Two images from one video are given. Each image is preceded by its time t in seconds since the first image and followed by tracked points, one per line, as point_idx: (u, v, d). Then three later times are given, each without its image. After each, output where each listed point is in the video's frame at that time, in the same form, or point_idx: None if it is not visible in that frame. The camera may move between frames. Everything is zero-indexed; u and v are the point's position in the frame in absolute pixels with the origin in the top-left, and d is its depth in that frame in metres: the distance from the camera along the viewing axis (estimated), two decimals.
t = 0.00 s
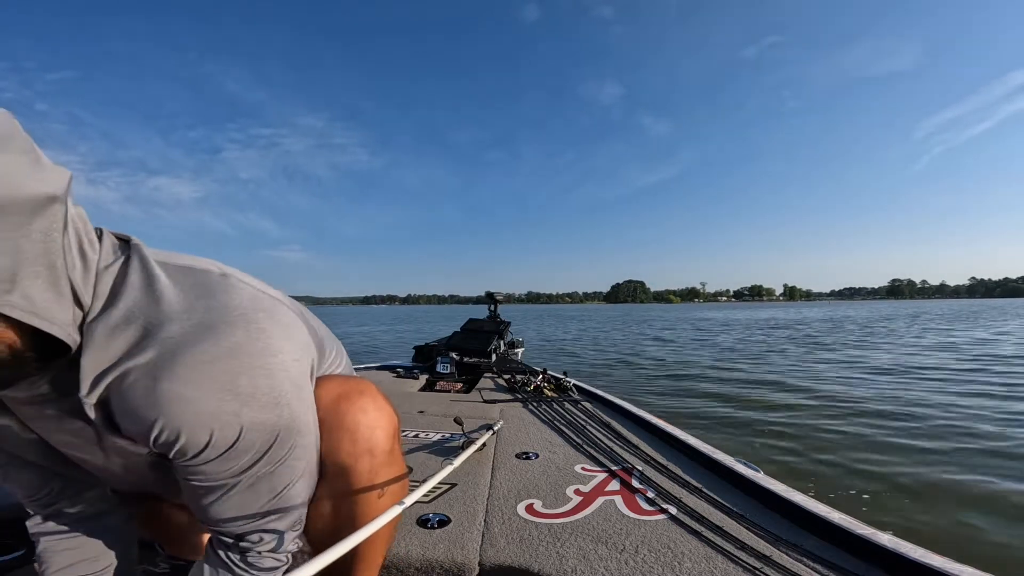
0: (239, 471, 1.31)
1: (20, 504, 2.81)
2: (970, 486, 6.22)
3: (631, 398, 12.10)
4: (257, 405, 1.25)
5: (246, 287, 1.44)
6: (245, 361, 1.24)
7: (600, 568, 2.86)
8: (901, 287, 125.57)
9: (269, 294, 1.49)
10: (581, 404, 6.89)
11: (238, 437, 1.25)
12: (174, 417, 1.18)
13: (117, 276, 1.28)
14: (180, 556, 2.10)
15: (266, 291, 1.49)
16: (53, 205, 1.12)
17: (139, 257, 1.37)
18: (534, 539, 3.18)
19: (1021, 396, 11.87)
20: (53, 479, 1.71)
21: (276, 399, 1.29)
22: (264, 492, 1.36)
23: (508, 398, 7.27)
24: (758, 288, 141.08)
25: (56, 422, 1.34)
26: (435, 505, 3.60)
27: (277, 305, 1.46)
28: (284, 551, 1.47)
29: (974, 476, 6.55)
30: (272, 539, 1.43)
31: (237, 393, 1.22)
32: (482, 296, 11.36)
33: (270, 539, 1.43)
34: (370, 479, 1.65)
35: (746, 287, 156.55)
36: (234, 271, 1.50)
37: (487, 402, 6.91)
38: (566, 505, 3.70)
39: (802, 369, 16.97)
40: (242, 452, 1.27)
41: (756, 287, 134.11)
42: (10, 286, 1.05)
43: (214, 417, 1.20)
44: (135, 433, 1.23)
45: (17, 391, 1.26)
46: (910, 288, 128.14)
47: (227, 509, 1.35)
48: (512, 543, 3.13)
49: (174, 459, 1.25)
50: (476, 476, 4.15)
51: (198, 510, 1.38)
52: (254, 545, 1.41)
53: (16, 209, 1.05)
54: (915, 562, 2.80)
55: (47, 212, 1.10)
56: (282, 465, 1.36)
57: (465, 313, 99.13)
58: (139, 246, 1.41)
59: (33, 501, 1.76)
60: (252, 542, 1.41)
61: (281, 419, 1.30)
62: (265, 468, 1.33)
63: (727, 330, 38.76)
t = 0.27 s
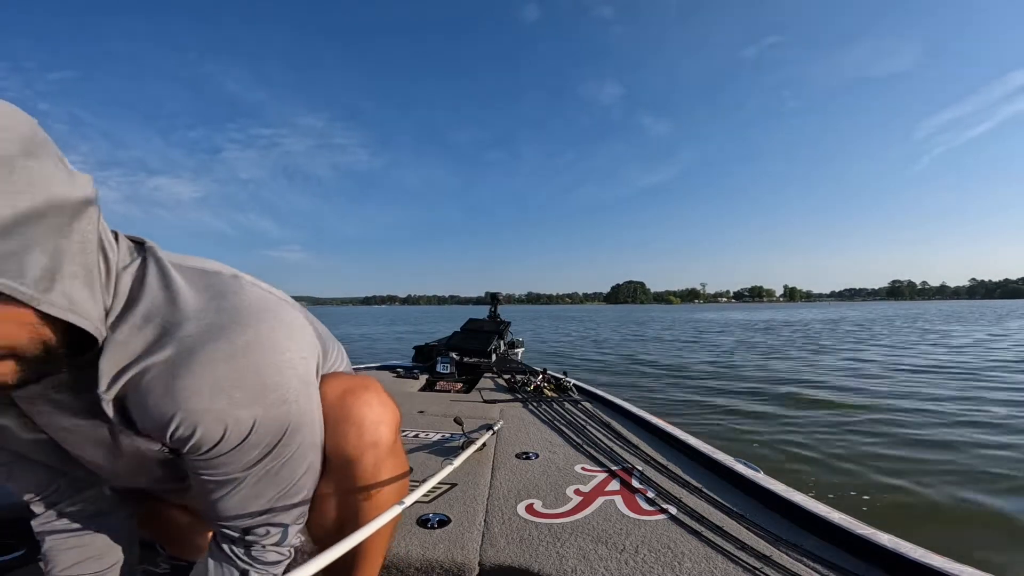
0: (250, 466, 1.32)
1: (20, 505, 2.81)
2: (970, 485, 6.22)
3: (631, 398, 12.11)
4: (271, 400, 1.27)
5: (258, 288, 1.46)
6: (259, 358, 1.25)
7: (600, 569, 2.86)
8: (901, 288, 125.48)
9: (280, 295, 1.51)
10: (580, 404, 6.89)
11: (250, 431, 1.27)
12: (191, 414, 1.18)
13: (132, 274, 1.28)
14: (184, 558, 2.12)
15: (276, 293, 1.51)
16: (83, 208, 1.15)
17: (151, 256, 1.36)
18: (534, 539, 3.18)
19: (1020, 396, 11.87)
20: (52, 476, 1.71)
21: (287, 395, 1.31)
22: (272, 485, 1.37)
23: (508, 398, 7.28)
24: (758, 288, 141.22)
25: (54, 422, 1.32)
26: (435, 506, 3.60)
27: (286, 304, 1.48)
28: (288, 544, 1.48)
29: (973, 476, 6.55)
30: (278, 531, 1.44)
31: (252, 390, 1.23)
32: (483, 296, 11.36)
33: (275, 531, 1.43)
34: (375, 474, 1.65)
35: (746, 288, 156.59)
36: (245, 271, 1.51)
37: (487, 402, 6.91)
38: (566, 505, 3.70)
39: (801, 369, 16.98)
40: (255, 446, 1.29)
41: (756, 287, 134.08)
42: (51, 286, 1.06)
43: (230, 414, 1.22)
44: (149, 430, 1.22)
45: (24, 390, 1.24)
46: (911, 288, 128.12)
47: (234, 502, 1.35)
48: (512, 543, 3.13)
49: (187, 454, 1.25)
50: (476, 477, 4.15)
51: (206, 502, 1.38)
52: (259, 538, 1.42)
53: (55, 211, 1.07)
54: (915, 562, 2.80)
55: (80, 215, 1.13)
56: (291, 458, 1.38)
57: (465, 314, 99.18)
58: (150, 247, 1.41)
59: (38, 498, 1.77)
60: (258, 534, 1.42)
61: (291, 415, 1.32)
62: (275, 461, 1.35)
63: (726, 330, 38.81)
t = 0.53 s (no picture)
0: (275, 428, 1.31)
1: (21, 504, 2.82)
2: (970, 486, 6.22)
3: (631, 398, 12.10)
4: (284, 348, 1.27)
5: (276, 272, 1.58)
6: (272, 300, 1.30)
7: (600, 569, 2.86)
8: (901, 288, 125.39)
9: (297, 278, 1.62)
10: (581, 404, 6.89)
11: (273, 367, 1.27)
12: (212, 361, 1.22)
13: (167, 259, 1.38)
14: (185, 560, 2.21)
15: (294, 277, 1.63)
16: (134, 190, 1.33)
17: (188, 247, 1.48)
18: (535, 539, 3.18)
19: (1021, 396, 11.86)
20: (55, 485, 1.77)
21: (306, 338, 1.33)
22: (301, 450, 1.34)
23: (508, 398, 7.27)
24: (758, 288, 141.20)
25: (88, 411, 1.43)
26: (435, 505, 3.60)
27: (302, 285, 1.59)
28: (326, 517, 1.45)
29: (973, 476, 6.54)
30: (314, 501, 1.42)
31: (265, 337, 1.25)
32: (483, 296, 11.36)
33: (311, 501, 1.41)
34: (383, 469, 1.66)
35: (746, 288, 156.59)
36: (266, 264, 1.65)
37: (487, 403, 6.91)
38: (566, 505, 3.70)
39: (801, 369, 16.96)
40: (274, 399, 1.28)
41: (756, 288, 134.01)
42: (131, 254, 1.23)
43: (245, 361, 1.23)
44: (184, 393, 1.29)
45: (63, 378, 1.35)
46: (911, 288, 128.07)
47: (266, 474, 1.34)
48: (512, 543, 3.13)
49: (217, 411, 1.28)
50: (476, 476, 4.15)
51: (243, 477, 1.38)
52: (294, 511, 1.41)
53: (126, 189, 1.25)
54: (915, 562, 2.79)
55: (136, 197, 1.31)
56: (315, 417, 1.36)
57: (465, 314, 99.15)
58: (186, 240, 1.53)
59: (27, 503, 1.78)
60: (293, 508, 1.40)
61: (305, 362, 1.31)
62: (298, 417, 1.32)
63: (726, 330, 38.80)
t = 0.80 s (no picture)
0: (322, 339, 1.58)
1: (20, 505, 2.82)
2: (970, 486, 6.22)
3: (631, 398, 12.08)
4: (314, 273, 1.63)
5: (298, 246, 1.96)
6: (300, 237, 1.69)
7: (600, 569, 2.86)
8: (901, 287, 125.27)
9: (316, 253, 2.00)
10: (581, 404, 6.89)
11: (312, 278, 1.62)
12: (262, 287, 1.57)
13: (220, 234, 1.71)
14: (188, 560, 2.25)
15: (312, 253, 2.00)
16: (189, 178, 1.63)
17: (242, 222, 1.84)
18: (535, 539, 3.18)
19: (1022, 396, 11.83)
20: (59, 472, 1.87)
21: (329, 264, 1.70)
22: (348, 357, 1.59)
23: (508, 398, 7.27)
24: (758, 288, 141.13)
25: (134, 379, 1.72)
26: (435, 505, 3.60)
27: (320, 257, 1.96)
28: (391, 427, 1.64)
29: (974, 477, 6.54)
30: (377, 407, 1.61)
31: (300, 266, 1.61)
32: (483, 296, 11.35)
33: (372, 409, 1.61)
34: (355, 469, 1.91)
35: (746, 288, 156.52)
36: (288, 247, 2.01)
37: (487, 403, 6.91)
38: (566, 505, 3.70)
39: (802, 369, 16.92)
40: (315, 312, 1.59)
41: (756, 287, 133.92)
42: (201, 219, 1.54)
43: (287, 280, 1.59)
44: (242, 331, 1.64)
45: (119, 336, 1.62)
46: (911, 288, 127.97)
47: (318, 388, 1.58)
48: (512, 543, 3.13)
49: (270, 326, 1.59)
50: (476, 476, 4.15)
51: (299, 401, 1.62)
52: (352, 420, 1.59)
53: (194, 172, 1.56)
54: (915, 563, 2.79)
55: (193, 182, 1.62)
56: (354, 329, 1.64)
57: (465, 314, 99.06)
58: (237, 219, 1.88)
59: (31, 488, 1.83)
60: (356, 417, 1.59)
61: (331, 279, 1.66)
62: (339, 327, 1.61)
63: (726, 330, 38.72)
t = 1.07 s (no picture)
0: (380, 377, 1.80)
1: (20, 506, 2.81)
2: (970, 486, 6.21)
3: (631, 398, 12.07)
4: (371, 324, 1.81)
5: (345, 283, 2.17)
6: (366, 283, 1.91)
7: (600, 569, 2.86)
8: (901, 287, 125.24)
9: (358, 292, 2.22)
10: (580, 404, 6.89)
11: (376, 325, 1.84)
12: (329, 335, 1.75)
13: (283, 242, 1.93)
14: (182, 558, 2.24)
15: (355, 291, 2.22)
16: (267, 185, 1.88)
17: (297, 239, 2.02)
18: (535, 539, 3.18)
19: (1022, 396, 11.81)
20: (93, 428, 1.95)
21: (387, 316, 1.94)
22: (402, 394, 1.80)
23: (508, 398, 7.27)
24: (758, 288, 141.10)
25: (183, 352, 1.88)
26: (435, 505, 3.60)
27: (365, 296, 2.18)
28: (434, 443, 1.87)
29: (974, 477, 6.54)
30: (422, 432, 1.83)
31: (360, 318, 1.78)
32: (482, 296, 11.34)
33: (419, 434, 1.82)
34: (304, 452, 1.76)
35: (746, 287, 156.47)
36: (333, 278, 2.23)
37: (487, 403, 6.91)
38: (566, 505, 3.69)
39: (802, 369, 16.91)
40: (375, 359, 1.79)
41: (756, 287, 133.82)
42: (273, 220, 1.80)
43: (352, 331, 1.77)
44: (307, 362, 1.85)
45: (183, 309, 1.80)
46: (911, 288, 127.92)
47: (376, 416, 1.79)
48: (512, 543, 3.13)
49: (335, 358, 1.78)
50: (476, 476, 4.15)
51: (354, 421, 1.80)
52: (404, 446, 1.80)
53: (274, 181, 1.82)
54: (915, 563, 2.79)
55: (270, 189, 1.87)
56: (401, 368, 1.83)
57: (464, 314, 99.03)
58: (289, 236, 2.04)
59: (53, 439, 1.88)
60: (407, 443, 1.79)
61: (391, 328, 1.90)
62: (392, 369, 1.81)
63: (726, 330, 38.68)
